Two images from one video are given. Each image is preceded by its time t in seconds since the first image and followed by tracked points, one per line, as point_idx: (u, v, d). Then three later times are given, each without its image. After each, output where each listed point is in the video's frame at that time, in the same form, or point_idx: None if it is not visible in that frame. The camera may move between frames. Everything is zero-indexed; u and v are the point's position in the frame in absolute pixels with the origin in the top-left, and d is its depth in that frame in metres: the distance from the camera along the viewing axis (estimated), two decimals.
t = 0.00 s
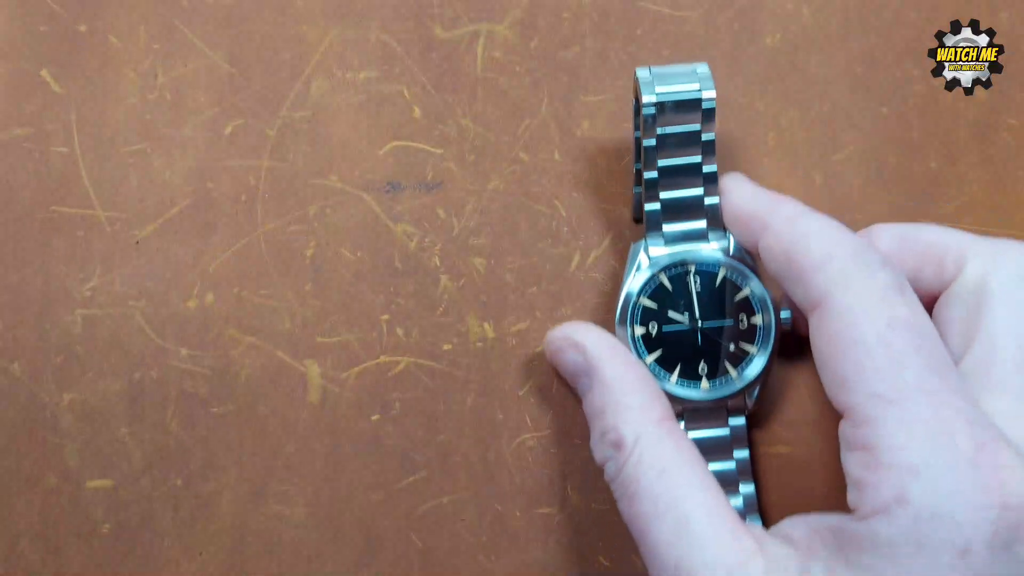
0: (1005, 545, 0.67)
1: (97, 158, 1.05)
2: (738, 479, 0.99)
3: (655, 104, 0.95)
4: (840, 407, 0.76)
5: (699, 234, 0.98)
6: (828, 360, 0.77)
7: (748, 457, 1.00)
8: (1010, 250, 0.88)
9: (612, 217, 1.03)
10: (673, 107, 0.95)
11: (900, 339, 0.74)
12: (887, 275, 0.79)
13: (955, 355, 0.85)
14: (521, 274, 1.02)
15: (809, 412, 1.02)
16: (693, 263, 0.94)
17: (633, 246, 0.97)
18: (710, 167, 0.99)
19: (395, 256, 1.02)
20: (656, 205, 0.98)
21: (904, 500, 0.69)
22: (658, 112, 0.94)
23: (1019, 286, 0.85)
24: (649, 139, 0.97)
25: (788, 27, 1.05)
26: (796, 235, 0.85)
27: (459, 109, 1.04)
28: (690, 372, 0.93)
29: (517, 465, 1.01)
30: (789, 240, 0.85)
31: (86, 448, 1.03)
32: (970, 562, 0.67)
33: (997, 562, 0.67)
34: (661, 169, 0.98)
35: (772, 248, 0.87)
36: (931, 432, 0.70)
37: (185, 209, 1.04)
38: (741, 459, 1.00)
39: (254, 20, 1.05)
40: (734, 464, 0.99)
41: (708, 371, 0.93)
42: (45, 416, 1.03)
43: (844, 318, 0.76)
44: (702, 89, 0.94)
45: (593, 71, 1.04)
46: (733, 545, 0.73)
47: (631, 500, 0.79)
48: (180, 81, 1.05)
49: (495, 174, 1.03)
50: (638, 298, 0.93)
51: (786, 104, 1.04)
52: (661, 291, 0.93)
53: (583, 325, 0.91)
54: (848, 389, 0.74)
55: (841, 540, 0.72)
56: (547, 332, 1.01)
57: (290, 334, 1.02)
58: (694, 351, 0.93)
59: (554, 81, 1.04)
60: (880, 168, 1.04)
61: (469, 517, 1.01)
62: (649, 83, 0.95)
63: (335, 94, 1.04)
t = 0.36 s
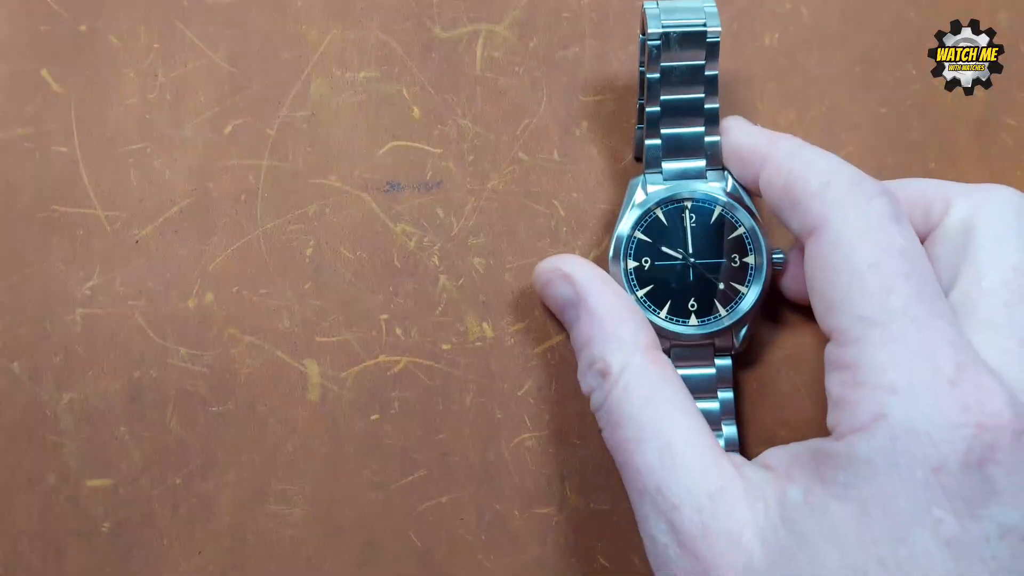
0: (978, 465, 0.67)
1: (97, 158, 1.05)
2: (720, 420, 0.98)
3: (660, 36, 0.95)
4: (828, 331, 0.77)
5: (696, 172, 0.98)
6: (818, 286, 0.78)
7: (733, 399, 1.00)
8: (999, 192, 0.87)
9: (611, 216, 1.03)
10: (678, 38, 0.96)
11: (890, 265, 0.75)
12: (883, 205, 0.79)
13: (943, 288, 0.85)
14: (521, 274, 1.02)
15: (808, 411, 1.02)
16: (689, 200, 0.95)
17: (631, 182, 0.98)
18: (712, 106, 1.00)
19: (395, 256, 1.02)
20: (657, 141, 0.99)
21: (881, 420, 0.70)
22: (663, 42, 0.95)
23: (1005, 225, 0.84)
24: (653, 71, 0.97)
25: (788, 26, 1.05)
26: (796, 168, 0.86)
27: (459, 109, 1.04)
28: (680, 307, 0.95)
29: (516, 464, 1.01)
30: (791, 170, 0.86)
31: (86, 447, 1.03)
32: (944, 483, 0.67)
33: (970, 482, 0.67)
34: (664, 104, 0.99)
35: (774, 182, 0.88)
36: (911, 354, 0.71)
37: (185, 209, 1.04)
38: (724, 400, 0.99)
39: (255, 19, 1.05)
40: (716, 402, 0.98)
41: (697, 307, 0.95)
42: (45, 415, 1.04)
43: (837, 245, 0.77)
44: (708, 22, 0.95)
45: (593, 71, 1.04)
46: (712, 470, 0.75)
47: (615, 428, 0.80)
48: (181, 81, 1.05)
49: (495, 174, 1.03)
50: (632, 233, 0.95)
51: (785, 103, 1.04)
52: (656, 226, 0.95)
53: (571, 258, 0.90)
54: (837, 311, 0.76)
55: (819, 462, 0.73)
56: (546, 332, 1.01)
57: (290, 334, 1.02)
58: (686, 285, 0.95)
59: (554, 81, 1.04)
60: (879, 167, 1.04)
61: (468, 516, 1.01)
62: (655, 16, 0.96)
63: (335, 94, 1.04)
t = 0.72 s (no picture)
0: (1004, 485, 0.67)
1: (98, 158, 1.05)
2: (724, 433, 1.00)
3: (660, 50, 0.97)
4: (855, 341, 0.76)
5: (695, 186, 1.00)
6: (849, 293, 0.78)
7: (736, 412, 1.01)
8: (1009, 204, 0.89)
9: (613, 218, 1.03)
10: (677, 53, 0.98)
11: (921, 276, 0.75)
12: (917, 217, 0.80)
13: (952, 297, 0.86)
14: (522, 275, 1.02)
15: (811, 412, 1.02)
16: (689, 212, 0.95)
17: (630, 195, 0.98)
18: (711, 120, 1.02)
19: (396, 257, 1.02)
20: (656, 154, 1.01)
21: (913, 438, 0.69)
22: (662, 56, 0.97)
23: (1014, 236, 0.85)
24: (652, 85, 1.00)
25: (789, 26, 1.05)
26: (830, 175, 0.87)
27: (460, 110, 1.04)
28: (680, 319, 0.96)
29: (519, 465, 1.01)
30: (824, 173, 0.87)
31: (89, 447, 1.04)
32: (974, 503, 0.67)
33: (997, 502, 0.67)
34: (663, 117, 1.01)
35: (806, 188, 0.88)
36: (941, 369, 0.70)
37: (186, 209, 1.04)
38: (727, 413, 1.00)
39: (254, 19, 1.05)
40: (719, 416, 1.00)
41: (698, 320, 0.95)
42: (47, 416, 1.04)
43: (873, 252, 0.78)
44: (707, 36, 0.97)
45: (593, 72, 1.04)
46: (721, 511, 0.71)
47: (605, 465, 0.79)
48: (182, 82, 1.05)
49: (496, 174, 1.03)
50: (633, 245, 0.95)
51: (786, 104, 1.04)
52: (656, 238, 0.95)
53: (588, 293, 0.91)
54: (866, 320, 0.75)
55: (847, 484, 0.71)
56: (548, 332, 1.02)
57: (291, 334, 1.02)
58: (686, 298, 0.95)
59: (554, 82, 1.04)
60: (880, 168, 1.04)
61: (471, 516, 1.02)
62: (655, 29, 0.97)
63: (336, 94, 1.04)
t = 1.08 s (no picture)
0: (997, 488, 0.67)
1: (97, 159, 1.05)
2: (718, 429, 0.99)
3: (659, 47, 0.97)
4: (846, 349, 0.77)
5: (694, 182, 0.98)
6: (839, 302, 0.78)
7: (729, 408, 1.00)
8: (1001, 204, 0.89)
9: (611, 218, 1.03)
10: (676, 50, 0.97)
11: (913, 283, 0.75)
12: (905, 226, 0.80)
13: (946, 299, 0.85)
14: (521, 276, 1.02)
15: (809, 412, 1.02)
16: (688, 209, 0.95)
17: (629, 191, 0.97)
18: (710, 117, 1.01)
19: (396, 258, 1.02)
20: (655, 152, 0.99)
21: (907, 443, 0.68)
22: (661, 53, 0.97)
23: (1010, 238, 0.85)
24: (651, 82, 0.99)
25: (788, 26, 1.05)
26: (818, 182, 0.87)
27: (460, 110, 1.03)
28: (677, 316, 0.95)
29: (518, 466, 1.01)
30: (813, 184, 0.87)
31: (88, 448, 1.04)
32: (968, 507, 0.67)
33: (990, 506, 0.67)
34: (662, 114, 1.00)
35: (795, 197, 0.88)
36: (934, 374, 0.70)
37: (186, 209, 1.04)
38: (721, 410, 1.00)
39: (254, 19, 1.05)
40: (714, 413, 0.99)
41: (695, 317, 0.95)
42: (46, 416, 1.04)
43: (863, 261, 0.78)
44: (705, 33, 0.97)
45: (593, 72, 1.05)
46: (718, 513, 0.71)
47: (612, 462, 0.78)
48: (181, 82, 1.05)
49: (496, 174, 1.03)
50: (631, 241, 0.94)
51: (785, 105, 1.04)
52: (655, 235, 0.95)
53: (591, 287, 0.91)
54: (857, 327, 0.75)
55: (837, 488, 0.71)
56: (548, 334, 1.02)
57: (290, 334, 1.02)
58: (684, 295, 0.95)
59: (554, 82, 1.04)
60: (880, 168, 1.04)
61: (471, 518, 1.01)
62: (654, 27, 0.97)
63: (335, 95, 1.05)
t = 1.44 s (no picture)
0: (987, 488, 0.67)
1: (97, 159, 1.05)
2: (710, 420, 0.99)
3: (649, 36, 0.97)
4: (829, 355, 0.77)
5: (683, 173, 0.98)
6: (817, 307, 0.79)
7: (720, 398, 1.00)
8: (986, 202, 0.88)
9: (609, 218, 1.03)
10: (667, 40, 0.97)
11: (889, 286, 0.75)
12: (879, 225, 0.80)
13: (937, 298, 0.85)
14: (520, 276, 1.02)
15: (806, 412, 1.02)
16: (676, 200, 0.95)
17: (618, 183, 0.97)
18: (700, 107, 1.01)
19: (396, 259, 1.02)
20: (644, 141, 0.99)
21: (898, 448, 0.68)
22: (651, 42, 0.97)
23: (1000, 238, 0.84)
24: (642, 71, 0.99)
25: (788, 26, 1.05)
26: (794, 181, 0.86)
27: (459, 111, 1.04)
28: (667, 307, 0.95)
29: (517, 467, 1.01)
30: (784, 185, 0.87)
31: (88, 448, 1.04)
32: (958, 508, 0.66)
33: (980, 506, 0.67)
34: (652, 104, 1.00)
35: (768, 201, 0.88)
36: (917, 375, 0.70)
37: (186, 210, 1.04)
38: (713, 400, 1.00)
39: (254, 19, 1.05)
40: (705, 403, 0.99)
41: (685, 308, 0.95)
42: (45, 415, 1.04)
43: (836, 267, 0.78)
44: (696, 23, 0.97)
45: (591, 72, 1.05)
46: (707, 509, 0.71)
47: (615, 452, 0.78)
48: (180, 82, 1.05)
49: (495, 175, 1.03)
50: (620, 233, 0.95)
51: (785, 105, 1.04)
52: (643, 226, 0.95)
53: (576, 274, 0.89)
54: (837, 335, 0.76)
55: (827, 488, 0.71)
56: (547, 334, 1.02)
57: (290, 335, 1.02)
58: (673, 286, 0.95)
59: (553, 82, 1.04)
60: (879, 169, 1.04)
61: (469, 518, 1.02)
62: (644, 16, 0.98)
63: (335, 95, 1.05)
